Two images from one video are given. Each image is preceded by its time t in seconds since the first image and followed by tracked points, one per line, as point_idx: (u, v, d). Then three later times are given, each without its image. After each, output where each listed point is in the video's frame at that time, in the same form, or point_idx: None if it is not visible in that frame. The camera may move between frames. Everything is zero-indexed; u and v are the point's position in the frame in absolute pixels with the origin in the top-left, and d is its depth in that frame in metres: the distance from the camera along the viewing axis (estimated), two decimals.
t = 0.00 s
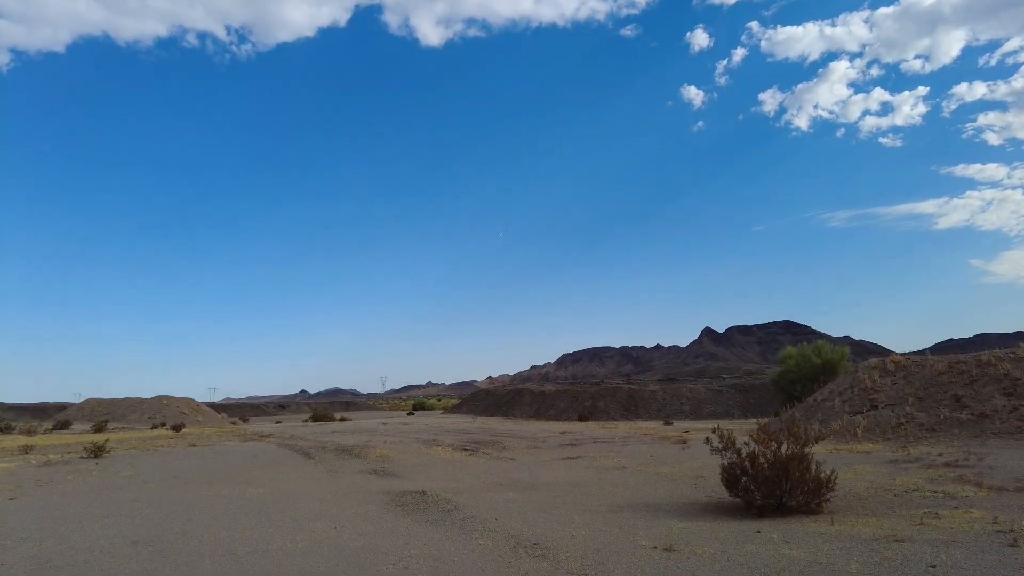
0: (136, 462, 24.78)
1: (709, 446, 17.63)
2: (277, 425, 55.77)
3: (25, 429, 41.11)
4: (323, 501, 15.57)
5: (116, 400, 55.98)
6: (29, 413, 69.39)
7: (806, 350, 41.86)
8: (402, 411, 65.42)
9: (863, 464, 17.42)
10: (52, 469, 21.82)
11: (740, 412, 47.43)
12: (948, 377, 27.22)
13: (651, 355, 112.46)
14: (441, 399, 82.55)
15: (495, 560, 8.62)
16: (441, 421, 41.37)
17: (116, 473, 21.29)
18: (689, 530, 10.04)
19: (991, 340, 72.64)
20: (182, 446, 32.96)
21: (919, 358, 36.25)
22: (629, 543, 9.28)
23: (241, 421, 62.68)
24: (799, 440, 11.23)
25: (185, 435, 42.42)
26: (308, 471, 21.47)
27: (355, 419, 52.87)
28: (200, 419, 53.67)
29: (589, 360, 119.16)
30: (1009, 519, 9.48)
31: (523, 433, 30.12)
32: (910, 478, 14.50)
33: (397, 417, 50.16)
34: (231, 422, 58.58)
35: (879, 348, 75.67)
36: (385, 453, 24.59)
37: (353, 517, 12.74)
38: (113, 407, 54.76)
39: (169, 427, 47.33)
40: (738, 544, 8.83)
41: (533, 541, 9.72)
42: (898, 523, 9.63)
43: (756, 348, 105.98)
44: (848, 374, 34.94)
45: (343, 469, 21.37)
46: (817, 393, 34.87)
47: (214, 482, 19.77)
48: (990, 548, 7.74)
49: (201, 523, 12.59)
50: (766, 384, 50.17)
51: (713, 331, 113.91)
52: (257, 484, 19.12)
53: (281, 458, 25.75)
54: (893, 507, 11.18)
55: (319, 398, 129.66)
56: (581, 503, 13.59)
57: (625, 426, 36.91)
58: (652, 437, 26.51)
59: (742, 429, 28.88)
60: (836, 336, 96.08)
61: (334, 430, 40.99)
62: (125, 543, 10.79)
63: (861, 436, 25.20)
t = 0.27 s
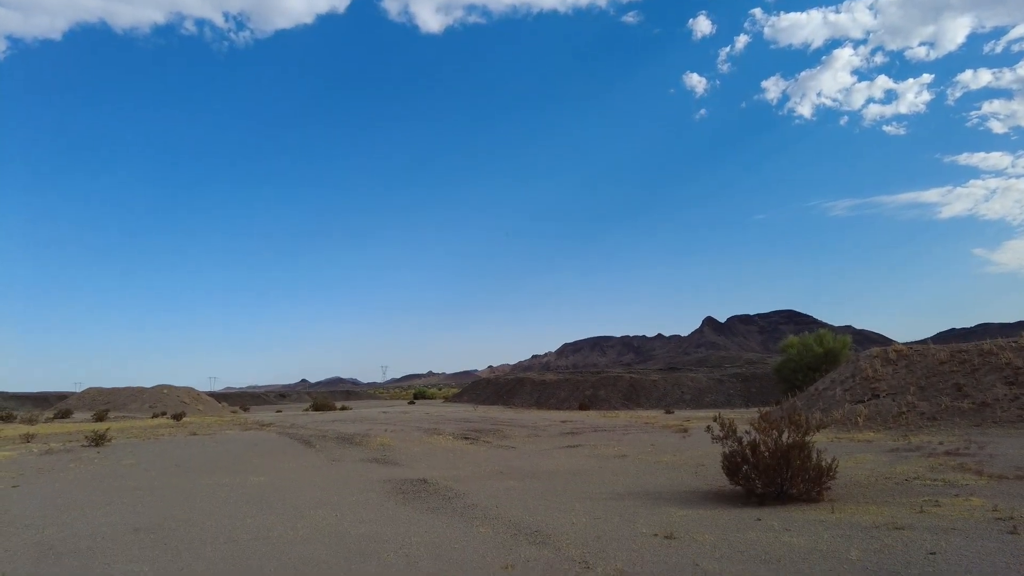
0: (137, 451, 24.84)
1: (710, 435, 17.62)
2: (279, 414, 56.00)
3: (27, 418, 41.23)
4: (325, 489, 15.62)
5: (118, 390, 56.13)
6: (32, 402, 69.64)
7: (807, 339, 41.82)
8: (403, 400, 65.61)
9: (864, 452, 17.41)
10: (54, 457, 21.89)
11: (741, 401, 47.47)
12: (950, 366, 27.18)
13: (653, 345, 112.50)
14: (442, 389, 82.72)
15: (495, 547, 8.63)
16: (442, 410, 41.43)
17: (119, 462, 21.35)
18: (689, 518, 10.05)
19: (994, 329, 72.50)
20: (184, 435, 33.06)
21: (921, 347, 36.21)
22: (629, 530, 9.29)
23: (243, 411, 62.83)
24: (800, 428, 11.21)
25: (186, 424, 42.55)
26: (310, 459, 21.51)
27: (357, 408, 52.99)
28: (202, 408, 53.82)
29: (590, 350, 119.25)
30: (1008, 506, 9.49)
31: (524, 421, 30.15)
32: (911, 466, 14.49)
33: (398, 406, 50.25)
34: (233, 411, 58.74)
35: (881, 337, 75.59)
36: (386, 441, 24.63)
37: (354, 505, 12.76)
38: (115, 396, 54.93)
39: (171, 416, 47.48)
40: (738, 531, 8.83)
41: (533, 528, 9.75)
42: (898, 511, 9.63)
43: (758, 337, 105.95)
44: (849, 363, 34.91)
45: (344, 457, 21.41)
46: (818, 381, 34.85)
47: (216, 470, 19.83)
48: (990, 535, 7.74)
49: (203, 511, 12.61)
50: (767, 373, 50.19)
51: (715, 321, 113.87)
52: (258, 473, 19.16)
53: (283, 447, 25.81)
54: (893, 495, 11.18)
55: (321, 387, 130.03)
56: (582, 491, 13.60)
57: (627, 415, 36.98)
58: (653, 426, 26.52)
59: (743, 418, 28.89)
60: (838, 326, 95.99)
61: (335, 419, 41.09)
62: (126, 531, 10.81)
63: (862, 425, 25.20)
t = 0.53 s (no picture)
0: (139, 440, 24.94)
1: (709, 424, 17.71)
2: (280, 404, 56.16)
3: (29, 408, 41.38)
4: (326, 478, 15.71)
5: (119, 380, 56.26)
6: (33, 392, 69.85)
7: (807, 330, 41.93)
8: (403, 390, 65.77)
9: (863, 442, 17.50)
10: (56, 446, 21.98)
11: (740, 391, 47.67)
12: (948, 356, 27.27)
13: (653, 335, 112.68)
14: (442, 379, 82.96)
15: (496, 535, 8.71)
16: (442, 400, 41.56)
17: (121, 451, 21.44)
18: (689, 506, 10.13)
19: (993, 320, 72.58)
20: (185, 425, 33.18)
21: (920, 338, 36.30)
22: (629, 519, 9.37)
23: (243, 401, 62.99)
24: (799, 418, 11.28)
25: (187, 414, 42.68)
26: (311, 449, 21.61)
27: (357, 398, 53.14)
28: (203, 398, 53.97)
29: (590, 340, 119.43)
30: (1005, 496, 9.56)
31: (524, 411, 30.27)
32: (909, 456, 14.58)
33: (399, 396, 50.41)
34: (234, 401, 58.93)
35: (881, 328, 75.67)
36: (387, 431, 24.73)
37: (356, 494, 12.85)
38: (116, 386, 55.08)
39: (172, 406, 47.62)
40: (736, 520, 8.90)
41: (533, 517, 9.83)
42: (896, 500, 9.70)
43: (758, 328, 106.09)
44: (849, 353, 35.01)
45: (345, 447, 21.51)
46: (818, 372, 34.97)
47: (218, 459, 19.92)
48: (987, 523, 7.82)
49: (205, 500, 12.69)
50: (767, 363, 50.34)
51: (714, 311, 113.99)
52: (259, 462, 19.27)
53: (284, 437, 25.92)
54: (891, 484, 11.26)
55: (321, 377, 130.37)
56: (581, 480, 13.69)
57: (626, 405, 37.11)
58: (653, 416, 26.64)
59: (742, 408, 29.00)
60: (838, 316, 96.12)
61: (336, 409, 41.23)
62: (130, 519, 10.90)
63: (861, 415, 25.31)
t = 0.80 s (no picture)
0: (140, 430, 25.01)
1: (709, 414, 17.74)
2: (281, 394, 56.26)
3: (30, 398, 41.49)
4: (327, 467, 15.77)
5: (120, 370, 56.40)
6: (34, 382, 70.08)
7: (806, 320, 41.96)
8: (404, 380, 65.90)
9: (863, 431, 17.54)
10: (58, 436, 22.04)
11: (740, 381, 47.78)
12: (948, 346, 27.29)
13: (653, 326, 112.75)
14: (442, 369, 83.27)
15: (496, 523, 8.76)
16: (442, 390, 41.64)
17: (122, 440, 21.51)
18: (689, 495, 10.17)
19: (994, 311, 72.48)
20: (186, 415, 33.31)
21: (920, 328, 36.30)
22: (628, 507, 9.41)
23: (244, 390, 63.19)
24: (799, 407, 11.31)
25: (188, 404, 42.78)
26: (311, 438, 21.68)
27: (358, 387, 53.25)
28: (204, 388, 54.11)
29: (591, 331, 119.50)
30: (1003, 484, 9.60)
31: (524, 401, 30.32)
32: (908, 445, 14.61)
33: (400, 386, 50.51)
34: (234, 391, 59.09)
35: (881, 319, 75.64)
36: (387, 420, 24.79)
37: (356, 482, 12.91)
38: (117, 376, 55.21)
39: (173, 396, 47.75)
40: (735, 509, 8.94)
41: (533, 505, 9.88)
42: (894, 488, 9.74)
43: (758, 318, 106.10)
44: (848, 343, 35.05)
45: (346, 436, 21.57)
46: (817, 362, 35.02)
47: (219, 448, 19.99)
48: (984, 511, 7.86)
49: (206, 489, 12.74)
50: (767, 353, 50.42)
51: (714, 302, 113.99)
52: (261, 451, 19.34)
53: (285, 426, 26.00)
54: (890, 473, 11.29)
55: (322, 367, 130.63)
56: (581, 469, 13.74)
57: (626, 395, 37.21)
58: (653, 406, 26.71)
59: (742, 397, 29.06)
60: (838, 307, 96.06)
61: (336, 398, 41.36)
62: (131, 507, 10.95)
63: (860, 405, 25.37)
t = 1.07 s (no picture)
0: (141, 421, 25.04)
1: (708, 405, 17.77)
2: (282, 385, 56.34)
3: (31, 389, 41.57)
4: (328, 458, 15.83)
5: (120, 361, 56.47)
6: (35, 374, 70.16)
7: (807, 311, 41.97)
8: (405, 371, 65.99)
9: (862, 422, 17.57)
10: (59, 427, 22.08)
11: (740, 372, 47.86)
12: (948, 338, 27.30)
13: (653, 317, 112.77)
14: (443, 361, 83.37)
15: (496, 513, 8.79)
16: (443, 381, 41.70)
17: (124, 431, 21.54)
18: (688, 485, 10.20)
19: (994, 302, 72.43)
20: (187, 406, 33.36)
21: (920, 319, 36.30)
22: (628, 497, 9.44)
23: (245, 382, 63.27)
24: (798, 398, 11.33)
25: (189, 395, 42.83)
26: (312, 429, 21.72)
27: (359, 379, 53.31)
28: (204, 379, 54.18)
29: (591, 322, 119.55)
30: (1001, 475, 9.62)
31: (524, 392, 30.36)
32: (907, 436, 14.63)
33: (400, 377, 50.53)
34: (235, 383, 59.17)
35: (881, 310, 75.63)
36: (388, 411, 24.84)
37: (357, 473, 12.93)
38: (117, 368, 55.26)
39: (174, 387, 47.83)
40: (734, 499, 8.97)
41: (533, 495, 9.91)
42: (892, 479, 9.77)
43: (758, 310, 106.11)
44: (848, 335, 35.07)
45: (346, 427, 21.61)
46: (817, 353, 35.05)
47: (220, 439, 20.01)
48: (982, 502, 7.88)
49: (207, 479, 12.77)
50: (767, 345, 50.45)
51: (715, 293, 113.97)
52: (261, 442, 19.38)
53: (286, 417, 26.04)
54: (888, 463, 11.33)
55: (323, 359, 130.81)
56: (581, 459, 13.76)
57: (626, 386, 37.25)
58: (653, 396, 26.76)
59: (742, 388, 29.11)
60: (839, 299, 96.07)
61: (337, 390, 41.41)
62: (133, 498, 10.99)
63: (860, 396, 25.41)
